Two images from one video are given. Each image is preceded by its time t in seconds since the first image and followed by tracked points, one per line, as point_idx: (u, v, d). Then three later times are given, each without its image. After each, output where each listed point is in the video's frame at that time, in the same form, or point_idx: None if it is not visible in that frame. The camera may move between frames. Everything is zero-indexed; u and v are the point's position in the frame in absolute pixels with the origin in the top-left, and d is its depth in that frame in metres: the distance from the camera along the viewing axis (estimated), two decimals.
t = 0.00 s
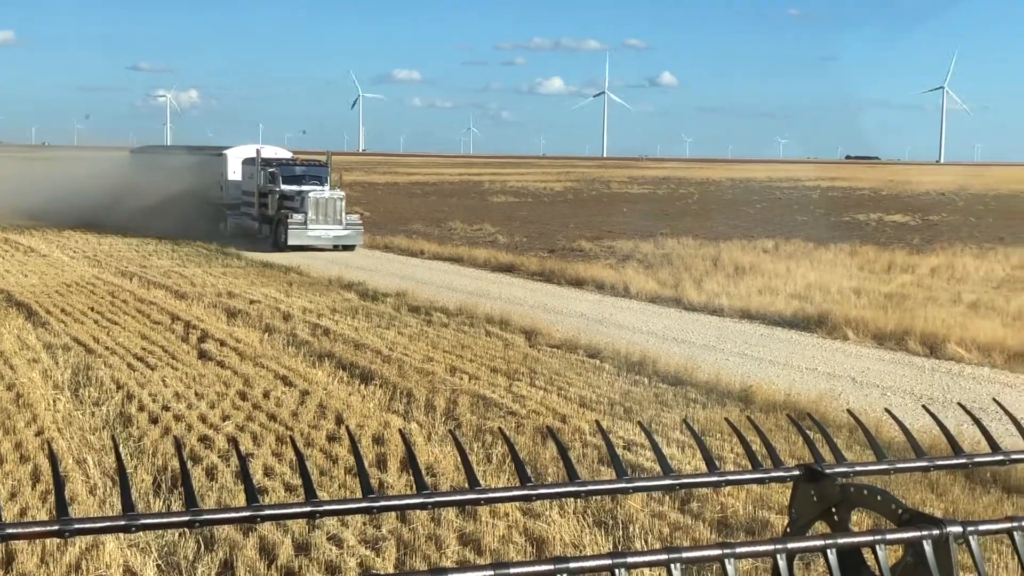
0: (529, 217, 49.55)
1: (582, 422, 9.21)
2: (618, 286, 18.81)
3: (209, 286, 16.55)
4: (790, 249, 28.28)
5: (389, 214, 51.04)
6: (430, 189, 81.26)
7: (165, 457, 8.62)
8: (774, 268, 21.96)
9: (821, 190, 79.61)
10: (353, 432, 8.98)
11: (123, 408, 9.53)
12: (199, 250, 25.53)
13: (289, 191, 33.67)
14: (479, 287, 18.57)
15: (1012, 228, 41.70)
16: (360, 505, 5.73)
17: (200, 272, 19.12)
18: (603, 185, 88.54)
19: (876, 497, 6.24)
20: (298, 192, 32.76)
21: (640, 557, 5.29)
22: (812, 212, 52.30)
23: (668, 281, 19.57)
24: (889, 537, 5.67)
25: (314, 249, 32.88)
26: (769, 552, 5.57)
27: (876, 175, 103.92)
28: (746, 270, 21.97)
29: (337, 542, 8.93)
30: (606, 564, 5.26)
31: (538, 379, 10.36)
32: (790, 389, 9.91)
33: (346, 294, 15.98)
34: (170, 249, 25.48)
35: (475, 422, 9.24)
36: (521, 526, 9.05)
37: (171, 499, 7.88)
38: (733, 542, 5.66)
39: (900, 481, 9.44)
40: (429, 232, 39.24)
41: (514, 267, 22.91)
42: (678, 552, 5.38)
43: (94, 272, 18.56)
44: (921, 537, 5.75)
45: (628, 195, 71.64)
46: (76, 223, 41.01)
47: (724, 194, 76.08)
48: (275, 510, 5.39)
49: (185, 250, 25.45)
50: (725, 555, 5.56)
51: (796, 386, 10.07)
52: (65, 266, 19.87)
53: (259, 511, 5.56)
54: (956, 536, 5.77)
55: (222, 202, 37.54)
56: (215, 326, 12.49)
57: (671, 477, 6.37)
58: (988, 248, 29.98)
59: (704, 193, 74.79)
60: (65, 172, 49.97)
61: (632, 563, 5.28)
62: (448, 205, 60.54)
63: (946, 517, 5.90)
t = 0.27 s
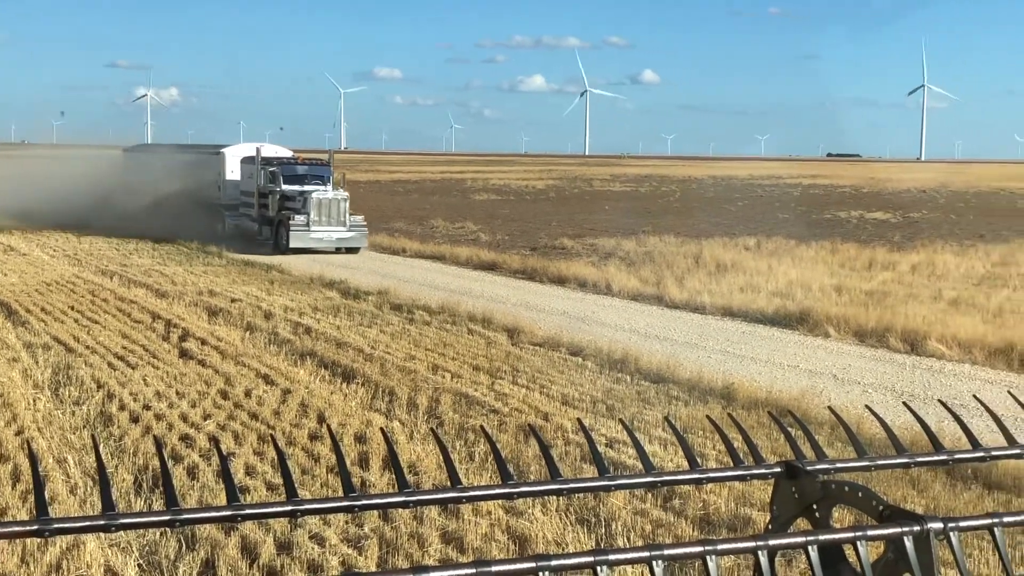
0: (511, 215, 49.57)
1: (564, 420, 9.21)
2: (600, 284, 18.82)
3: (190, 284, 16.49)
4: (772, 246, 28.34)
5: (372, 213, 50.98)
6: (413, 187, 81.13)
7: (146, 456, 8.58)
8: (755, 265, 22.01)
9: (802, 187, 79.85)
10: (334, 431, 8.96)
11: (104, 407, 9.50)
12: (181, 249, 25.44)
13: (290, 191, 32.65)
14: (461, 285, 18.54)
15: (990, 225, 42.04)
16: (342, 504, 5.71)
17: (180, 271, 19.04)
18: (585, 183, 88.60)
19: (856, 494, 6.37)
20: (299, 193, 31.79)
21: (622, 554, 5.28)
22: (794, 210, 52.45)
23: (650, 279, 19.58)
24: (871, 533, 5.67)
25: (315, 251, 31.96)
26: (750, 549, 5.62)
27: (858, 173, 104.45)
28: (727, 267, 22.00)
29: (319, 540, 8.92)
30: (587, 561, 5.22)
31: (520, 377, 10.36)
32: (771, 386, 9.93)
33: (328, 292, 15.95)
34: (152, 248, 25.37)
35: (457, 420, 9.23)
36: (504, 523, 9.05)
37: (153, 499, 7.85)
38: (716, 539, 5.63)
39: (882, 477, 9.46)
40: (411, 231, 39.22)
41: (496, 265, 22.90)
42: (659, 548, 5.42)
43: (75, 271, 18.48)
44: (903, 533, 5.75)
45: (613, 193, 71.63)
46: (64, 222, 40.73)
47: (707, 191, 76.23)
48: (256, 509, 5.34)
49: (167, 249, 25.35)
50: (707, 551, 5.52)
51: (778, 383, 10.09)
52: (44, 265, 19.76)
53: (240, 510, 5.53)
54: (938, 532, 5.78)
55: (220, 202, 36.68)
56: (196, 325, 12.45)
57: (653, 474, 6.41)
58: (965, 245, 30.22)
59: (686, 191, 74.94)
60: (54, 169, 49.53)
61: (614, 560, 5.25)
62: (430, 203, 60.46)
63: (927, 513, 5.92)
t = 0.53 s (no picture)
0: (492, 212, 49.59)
1: (545, 417, 9.23)
2: (582, 281, 18.84)
3: (171, 282, 16.42)
4: (754, 243, 28.39)
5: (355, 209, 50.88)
6: (395, 183, 80.96)
7: (127, 453, 8.56)
8: (736, 261, 22.08)
9: (783, 183, 80.12)
10: (316, 428, 8.96)
11: (84, 404, 9.47)
12: (162, 246, 25.35)
13: (292, 190, 31.62)
14: (443, 282, 18.53)
15: (969, 221, 42.29)
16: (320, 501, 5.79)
17: (161, 268, 18.97)
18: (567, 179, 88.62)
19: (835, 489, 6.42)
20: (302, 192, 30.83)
21: (602, 550, 5.33)
22: (776, 207, 52.54)
23: (631, 275, 19.61)
24: (850, 528, 5.68)
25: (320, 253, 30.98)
26: (730, 545, 5.68)
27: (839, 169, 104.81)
28: (709, 264, 22.03)
29: (300, 538, 8.92)
30: (567, 557, 5.25)
31: (502, 373, 10.37)
32: (752, 382, 9.96)
33: (309, 289, 15.92)
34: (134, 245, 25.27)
35: (438, 417, 9.24)
36: (485, 520, 9.06)
37: (134, 496, 7.83)
38: (696, 534, 5.63)
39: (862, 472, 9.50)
40: (393, 227, 39.18)
41: (477, 262, 22.89)
42: (639, 544, 5.42)
43: (54, 268, 18.38)
44: (881, 528, 5.79)
45: (598, 190, 71.51)
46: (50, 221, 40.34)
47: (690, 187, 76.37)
48: (238, 506, 5.28)
49: (148, 246, 25.25)
50: (687, 547, 5.53)
51: (758, 379, 10.12)
52: (24, 262, 19.64)
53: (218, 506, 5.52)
54: (916, 527, 5.82)
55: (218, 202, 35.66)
56: (177, 322, 12.42)
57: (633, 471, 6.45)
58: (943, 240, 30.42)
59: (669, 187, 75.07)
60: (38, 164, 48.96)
61: (592, 557, 5.31)
62: (413, 200, 60.33)
63: (905, 508, 5.95)
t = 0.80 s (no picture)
0: (474, 207, 49.67)
1: (525, 413, 9.23)
2: (561, 277, 18.88)
3: (149, 278, 16.37)
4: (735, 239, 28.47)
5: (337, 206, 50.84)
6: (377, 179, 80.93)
7: (104, 450, 8.53)
8: (715, 257, 22.17)
9: (763, 179, 80.54)
10: (295, 424, 8.95)
11: (62, 401, 9.43)
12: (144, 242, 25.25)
13: (295, 188, 30.83)
14: (424, 278, 18.52)
15: (946, 217, 42.62)
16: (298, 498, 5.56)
17: (139, 264, 18.90)
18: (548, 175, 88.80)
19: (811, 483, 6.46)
20: (304, 192, 29.96)
21: (579, 545, 5.26)
22: (756, 203, 52.79)
23: (611, 271, 19.65)
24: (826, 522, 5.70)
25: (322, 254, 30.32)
26: (707, 539, 5.67)
27: (821, 165, 105.46)
28: (688, 260, 22.07)
29: (279, 534, 8.91)
30: (543, 553, 5.24)
31: (482, 369, 10.37)
32: (731, 378, 9.98)
33: (288, 285, 15.91)
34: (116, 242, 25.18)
35: (418, 413, 9.23)
36: (465, 516, 9.05)
37: (112, 492, 7.80)
38: (673, 530, 5.65)
39: (841, 467, 9.53)
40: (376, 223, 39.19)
41: (458, 258, 22.90)
42: (617, 539, 5.36)
43: (32, 265, 18.28)
44: (857, 522, 5.79)
45: (580, 186, 71.71)
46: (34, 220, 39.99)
47: (672, 182, 76.65)
48: (216, 503, 5.17)
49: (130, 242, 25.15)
50: (663, 542, 5.54)
51: (737, 374, 10.15)
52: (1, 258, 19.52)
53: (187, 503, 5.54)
54: (891, 521, 5.85)
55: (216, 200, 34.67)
56: (156, 319, 12.37)
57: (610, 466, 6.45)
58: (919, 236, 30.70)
59: (649, 182, 75.45)
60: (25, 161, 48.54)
61: (570, 552, 5.25)
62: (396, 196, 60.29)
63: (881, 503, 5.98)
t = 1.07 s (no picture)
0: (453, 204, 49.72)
1: (501, 409, 9.24)
2: (537, 274, 18.91)
3: (123, 274, 16.29)
4: (710, 236, 28.58)
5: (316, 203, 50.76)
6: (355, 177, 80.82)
7: (78, 448, 8.49)
8: (690, 255, 22.27)
9: (737, 177, 81.01)
10: (270, 421, 8.94)
11: (36, 399, 9.39)
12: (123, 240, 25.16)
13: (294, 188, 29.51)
14: (400, 275, 18.52)
15: (920, 214, 43.07)
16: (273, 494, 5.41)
17: (113, 262, 18.81)
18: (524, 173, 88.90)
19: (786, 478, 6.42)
20: (304, 192, 28.58)
21: (554, 541, 5.17)
22: (732, 200, 53.13)
23: (587, 268, 19.69)
24: (801, 519, 5.64)
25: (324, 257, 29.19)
26: (682, 535, 5.65)
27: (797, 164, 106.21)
28: (664, 258, 22.09)
29: (254, 531, 8.90)
30: (520, 549, 5.16)
31: (458, 366, 10.38)
32: (706, 374, 10.02)
33: (263, 282, 15.88)
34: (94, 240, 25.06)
35: (394, 410, 9.23)
36: (441, 513, 9.05)
37: (86, 490, 7.77)
38: (648, 526, 5.57)
39: (815, 463, 9.57)
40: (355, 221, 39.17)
41: (435, 255, 22.92)
42: (592, 535, 5.40)
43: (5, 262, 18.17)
44: (832, 516, 5.73)
45: (557, 183, 71.90)
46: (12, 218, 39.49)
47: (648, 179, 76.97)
48: (190, 500, 5.05)
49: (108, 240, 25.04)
50: (640, 538, 5.48)
51: (712, 371, 10.18)
52: None
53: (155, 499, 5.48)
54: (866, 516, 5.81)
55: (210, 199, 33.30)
56: (130, 316, 12.33)
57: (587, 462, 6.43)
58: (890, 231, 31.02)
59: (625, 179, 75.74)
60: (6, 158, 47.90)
61: (546, 548, 5.14)
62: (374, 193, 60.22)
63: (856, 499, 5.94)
